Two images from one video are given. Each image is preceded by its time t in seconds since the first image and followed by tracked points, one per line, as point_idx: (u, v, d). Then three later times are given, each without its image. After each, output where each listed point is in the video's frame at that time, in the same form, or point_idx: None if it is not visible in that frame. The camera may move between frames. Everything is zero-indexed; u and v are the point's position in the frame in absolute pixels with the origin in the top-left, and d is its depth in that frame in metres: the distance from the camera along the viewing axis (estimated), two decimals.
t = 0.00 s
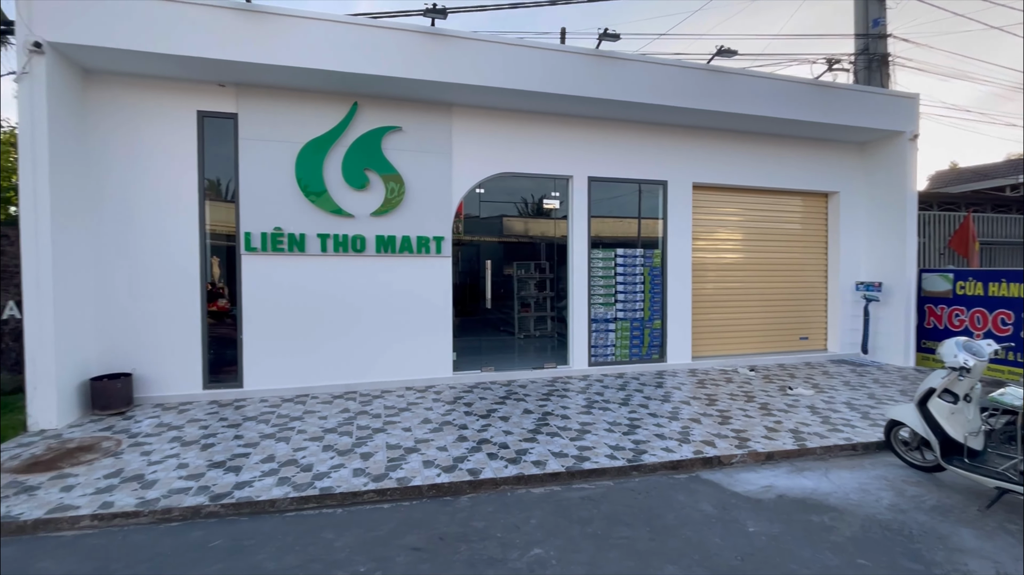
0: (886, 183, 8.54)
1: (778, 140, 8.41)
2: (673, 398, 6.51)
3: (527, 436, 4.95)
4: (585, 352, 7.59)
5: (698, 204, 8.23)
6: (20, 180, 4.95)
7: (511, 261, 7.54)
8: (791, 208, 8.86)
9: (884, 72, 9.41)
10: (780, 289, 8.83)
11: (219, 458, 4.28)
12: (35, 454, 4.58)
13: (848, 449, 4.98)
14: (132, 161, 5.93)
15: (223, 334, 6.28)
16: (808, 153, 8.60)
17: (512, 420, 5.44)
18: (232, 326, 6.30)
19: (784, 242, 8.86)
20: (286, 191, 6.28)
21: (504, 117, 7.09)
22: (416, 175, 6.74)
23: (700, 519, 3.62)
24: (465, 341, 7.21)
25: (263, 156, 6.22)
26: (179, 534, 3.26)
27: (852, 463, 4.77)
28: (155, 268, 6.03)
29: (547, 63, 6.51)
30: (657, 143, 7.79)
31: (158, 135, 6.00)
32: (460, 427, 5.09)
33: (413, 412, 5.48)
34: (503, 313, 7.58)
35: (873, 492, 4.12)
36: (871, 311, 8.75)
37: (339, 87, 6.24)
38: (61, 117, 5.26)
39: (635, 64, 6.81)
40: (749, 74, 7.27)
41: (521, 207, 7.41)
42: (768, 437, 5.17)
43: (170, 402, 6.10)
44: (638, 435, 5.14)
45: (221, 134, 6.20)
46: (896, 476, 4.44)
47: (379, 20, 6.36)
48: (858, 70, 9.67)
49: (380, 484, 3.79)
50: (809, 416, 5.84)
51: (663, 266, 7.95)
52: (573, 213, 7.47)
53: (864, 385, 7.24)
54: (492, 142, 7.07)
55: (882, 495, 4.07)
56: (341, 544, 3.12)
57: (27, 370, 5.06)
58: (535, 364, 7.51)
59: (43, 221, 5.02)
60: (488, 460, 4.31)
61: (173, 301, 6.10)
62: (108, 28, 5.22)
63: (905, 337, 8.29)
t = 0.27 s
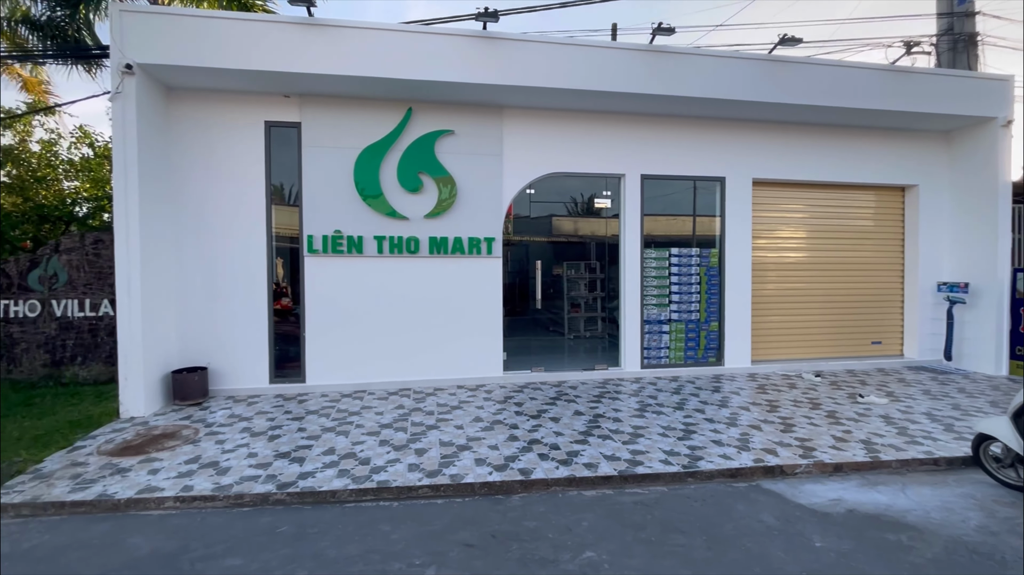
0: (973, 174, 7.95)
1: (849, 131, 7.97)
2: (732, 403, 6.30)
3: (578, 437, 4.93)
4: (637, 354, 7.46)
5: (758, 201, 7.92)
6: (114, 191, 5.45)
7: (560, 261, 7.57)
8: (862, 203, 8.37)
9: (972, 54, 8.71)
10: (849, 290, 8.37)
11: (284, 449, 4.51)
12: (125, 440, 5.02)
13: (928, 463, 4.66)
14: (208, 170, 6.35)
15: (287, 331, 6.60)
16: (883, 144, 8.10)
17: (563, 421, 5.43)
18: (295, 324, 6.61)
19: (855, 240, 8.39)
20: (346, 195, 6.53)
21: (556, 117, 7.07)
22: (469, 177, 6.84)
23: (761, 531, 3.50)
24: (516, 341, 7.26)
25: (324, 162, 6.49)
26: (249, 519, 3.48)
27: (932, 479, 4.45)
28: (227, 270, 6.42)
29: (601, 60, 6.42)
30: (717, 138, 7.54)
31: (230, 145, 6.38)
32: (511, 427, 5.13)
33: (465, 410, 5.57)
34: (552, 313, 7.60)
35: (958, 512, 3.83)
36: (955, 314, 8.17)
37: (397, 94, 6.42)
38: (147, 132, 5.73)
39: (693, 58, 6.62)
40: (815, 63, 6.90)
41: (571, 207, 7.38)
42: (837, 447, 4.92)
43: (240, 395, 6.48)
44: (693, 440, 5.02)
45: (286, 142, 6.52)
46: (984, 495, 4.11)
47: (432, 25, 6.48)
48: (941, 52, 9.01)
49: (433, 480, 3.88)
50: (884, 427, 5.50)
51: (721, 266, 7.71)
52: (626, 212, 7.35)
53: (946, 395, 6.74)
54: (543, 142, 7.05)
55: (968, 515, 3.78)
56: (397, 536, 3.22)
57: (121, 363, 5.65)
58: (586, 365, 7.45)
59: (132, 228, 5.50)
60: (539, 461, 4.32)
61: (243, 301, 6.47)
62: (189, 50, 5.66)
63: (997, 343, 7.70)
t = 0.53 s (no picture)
0: None
1: (926, 120, 7.42)
2: (793, 409, 6.05)
3: (629, 440, 4.87)
4: (690, 356, 7.28)
5: (821, 198, 7.57)
6: (188, 197, 5.84)
7: (609, 261, 7.43)
8: (941, 197, 7.75)
9: None
10: (925, 292, 7.82)
11: (341, 442, 4.69)
12: (197, 429, 5.35)
13: (1018, 481, 4.31)
14: (269, 173, 6.66)
15: (343, 329, 6.84)
16: (966, 133, 7.49)
17: (613, 423, 5.37)
18: (350, 323, 6.83)
19: (932, 239, 7.81)
20: (399, 196, 6.70)
21: (605, 114, 6.97)
22: (517, 177, 6.86)
23: (827, 545, 3.35)
24: (564, 341, 7.23)
25: (379, 165, 6.68)
26: (310, 508, 3.64)
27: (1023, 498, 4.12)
28: (287, 270, 6.71)
29: (654, 54, 6.28)
30: (778, 131, 7.23)
31: (291, 152, 6.67)
32: (560, 427, 5.12)
33: (514, 409, 5.60)
34: (600, 313, 7.44)
35: None
36: None
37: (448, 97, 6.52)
38: (217, 141, 6.08)
39: (752, 48, 6.36)
40: (888, 48, 6.46)
41: (618, 205, 7.29)
42: (913, 460, 4.63)
43: (299, 389, 6.76)
44: (752, 447, 4.85)
45: (342, 147, 6.75)
46: None
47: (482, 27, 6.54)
48: None
49: (484, 478, 3.93)
50: (967, 440, 5.13)
51: (781, 265, 7.42)
52: (678, 210, 7.19)
53: None
54: (592, 141, 6.98)
55: None
56: (449, 532, 3.29)
57: (194, 359, 6.02)
58: (635, 366, 7.37)
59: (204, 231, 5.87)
60: (590, 463, 4.30)
61: (302, 300, 6.75)
62: (254, 62, 5.96)
63: None
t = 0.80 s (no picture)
0: None
1: None
2: (871, 418, 5.69)
3: (692, 445, 4.74)
4: (755, 359, 7.00)
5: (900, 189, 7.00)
6: (261, 201, 6.20)
7: (665, 260, 7.15)
8: None
9: None
10: None
11: (402, 437, 4.81)
12: (269, 420, 5.64)
13: None
14: (332, 176, 6.92)
15: (402, 327, 7.01)
16: None
17: (674, 427, 5.24)
18: (409, 321, 7.00)
19: None
20: (456, 196, 6.80)
21: (664, 109, 6.80)
22: (573, 175, 6.80)
23: (916, 566, 3.13)
24: (622, 342, 7.11)
25: (436, 166, 6.81)
26: (374, 500, 3.76)
27: None
28: (350, 270, 6.96)
29: (716, 44, 6.07)
30: (854, 120, 6.80)
31: (353, 155, 6.90)
32: (619, 430, 5.04)
33: (570, 410, 5.57)
34: (657, 313, 7.21)
35: None
36: None
37: (505, 97, 6.55)
38: (286, 147, 6.38)
39: (824, 34, 6.02)
40: (980, 25, 5.90)
41: (671, 203, 7.02)
42: (1015, 478, 4.25)
43: (360, 385, 7.00)
44: (827, 457, 4.60)
45: (402, 149, 6.92)
46: None
47: (538, 26, 6.53)
48: None
49: (544, 478, 3.93)
50: None
51: (857, 265, 7.01)
52: (743, 207, 6.91)
53: None
54: (650, 137, 6.82)
55: None
56: (510, 531, 3.31)
57: (265, 354, 6.36)
58: (696, 369, 7.14)
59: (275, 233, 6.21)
60: (652, 467, 4.21)
61: (363, 299, 6.97)
62: (320, 70, 6.22)
63: None
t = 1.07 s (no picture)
0: None
1: None
2: (969, 431, 5.23)
3: (765, 453, 4.51)
4: (832, 364, 6.61)
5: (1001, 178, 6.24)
6: (327, 204, 6.48)
7: (729, 258, 6.89)
8: None
9: None
10: None
11: (463, 435, 4.87)
12: (335, 414, 5.86)
13: None
14: (394, 178, 7.10)
15: (461, 326, 7.09)
16: None
17: (744, 433, 5.01)
18: (467, 320, 7.08)
19: None
20: (514, 195, 6.81)
21: (730, 100, 6.50)
22: (634, 172, 6.64)
23: None
24: (686, 344, 6.89)
25: (494, 166, 6.85)
26: (439, 497, 3.83)
27: None
28: (410, 270, 7.11)
29: (786, 28, 5.74)
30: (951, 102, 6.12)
31: (413, 158, 7.05)
32: (684, 435, 4.89)
33: (631, 413, 5.46)
34: (721, 314, 6.96)
35: None
36: None
37: (564, 94, 6.51)
38: (350, 151, 6.62)
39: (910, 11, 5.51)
40: None
41: (731, 198, 6.75)
42: None
43: (420, 381, 7.15)
44: (921, 472, 4.24)
45: (460, 150, 7.00)
46: None
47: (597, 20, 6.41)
48: None
49: (608, 482, 3.86)
50: None
51: (951, 261, 6.35)
52: (818, 202, 6.48)
53: None
54: (714, 130, 6.55)
55: None
56: (576, 534, 3.28)
57: (332, 350, 6.62)
58: (764, 374, 6.81)
59: (340, 234, 6.48)
60: (723, 475, 4.04)
61: (423, 298, 7.10)
62: (381, 75, 6.39)
63: None
